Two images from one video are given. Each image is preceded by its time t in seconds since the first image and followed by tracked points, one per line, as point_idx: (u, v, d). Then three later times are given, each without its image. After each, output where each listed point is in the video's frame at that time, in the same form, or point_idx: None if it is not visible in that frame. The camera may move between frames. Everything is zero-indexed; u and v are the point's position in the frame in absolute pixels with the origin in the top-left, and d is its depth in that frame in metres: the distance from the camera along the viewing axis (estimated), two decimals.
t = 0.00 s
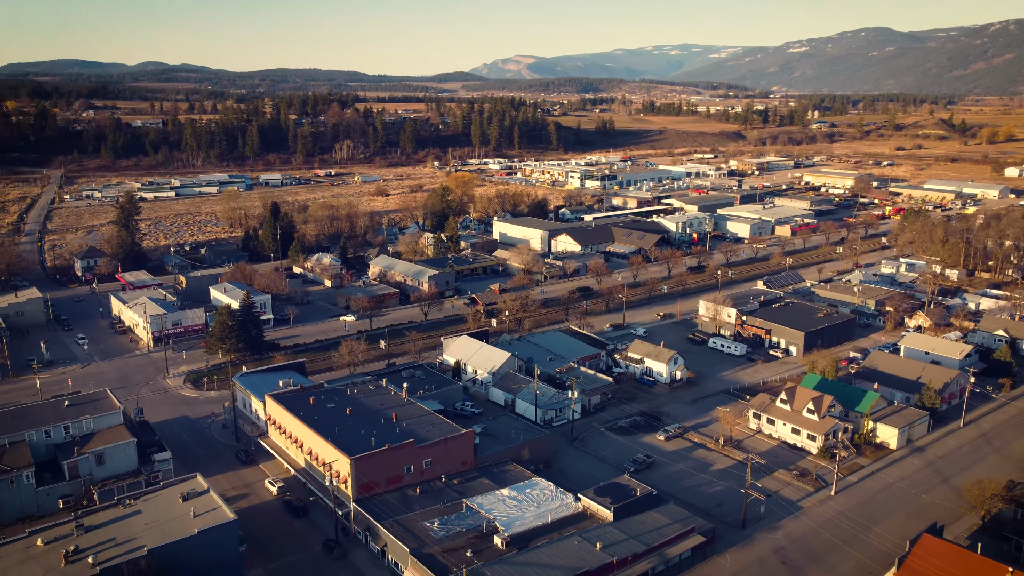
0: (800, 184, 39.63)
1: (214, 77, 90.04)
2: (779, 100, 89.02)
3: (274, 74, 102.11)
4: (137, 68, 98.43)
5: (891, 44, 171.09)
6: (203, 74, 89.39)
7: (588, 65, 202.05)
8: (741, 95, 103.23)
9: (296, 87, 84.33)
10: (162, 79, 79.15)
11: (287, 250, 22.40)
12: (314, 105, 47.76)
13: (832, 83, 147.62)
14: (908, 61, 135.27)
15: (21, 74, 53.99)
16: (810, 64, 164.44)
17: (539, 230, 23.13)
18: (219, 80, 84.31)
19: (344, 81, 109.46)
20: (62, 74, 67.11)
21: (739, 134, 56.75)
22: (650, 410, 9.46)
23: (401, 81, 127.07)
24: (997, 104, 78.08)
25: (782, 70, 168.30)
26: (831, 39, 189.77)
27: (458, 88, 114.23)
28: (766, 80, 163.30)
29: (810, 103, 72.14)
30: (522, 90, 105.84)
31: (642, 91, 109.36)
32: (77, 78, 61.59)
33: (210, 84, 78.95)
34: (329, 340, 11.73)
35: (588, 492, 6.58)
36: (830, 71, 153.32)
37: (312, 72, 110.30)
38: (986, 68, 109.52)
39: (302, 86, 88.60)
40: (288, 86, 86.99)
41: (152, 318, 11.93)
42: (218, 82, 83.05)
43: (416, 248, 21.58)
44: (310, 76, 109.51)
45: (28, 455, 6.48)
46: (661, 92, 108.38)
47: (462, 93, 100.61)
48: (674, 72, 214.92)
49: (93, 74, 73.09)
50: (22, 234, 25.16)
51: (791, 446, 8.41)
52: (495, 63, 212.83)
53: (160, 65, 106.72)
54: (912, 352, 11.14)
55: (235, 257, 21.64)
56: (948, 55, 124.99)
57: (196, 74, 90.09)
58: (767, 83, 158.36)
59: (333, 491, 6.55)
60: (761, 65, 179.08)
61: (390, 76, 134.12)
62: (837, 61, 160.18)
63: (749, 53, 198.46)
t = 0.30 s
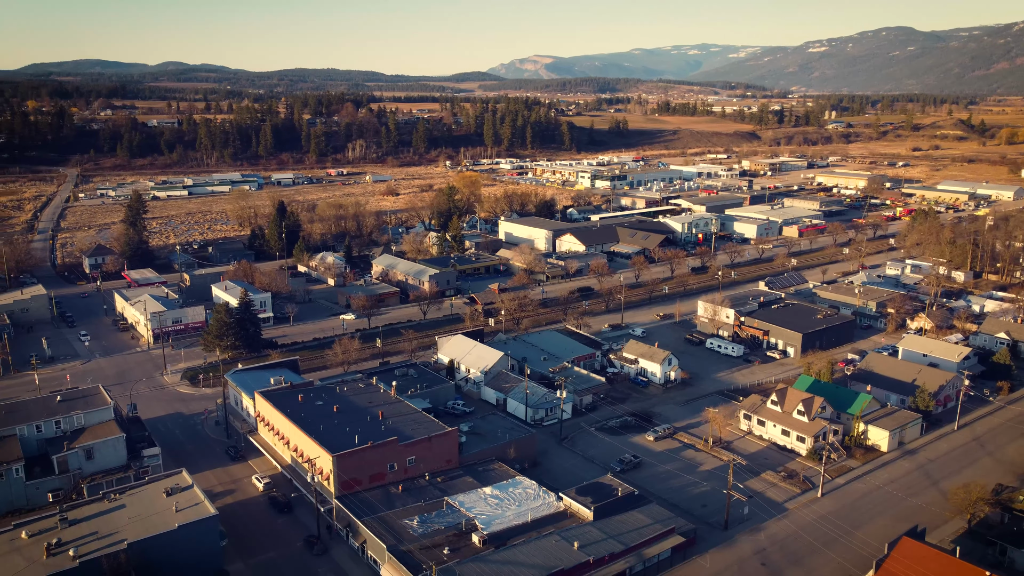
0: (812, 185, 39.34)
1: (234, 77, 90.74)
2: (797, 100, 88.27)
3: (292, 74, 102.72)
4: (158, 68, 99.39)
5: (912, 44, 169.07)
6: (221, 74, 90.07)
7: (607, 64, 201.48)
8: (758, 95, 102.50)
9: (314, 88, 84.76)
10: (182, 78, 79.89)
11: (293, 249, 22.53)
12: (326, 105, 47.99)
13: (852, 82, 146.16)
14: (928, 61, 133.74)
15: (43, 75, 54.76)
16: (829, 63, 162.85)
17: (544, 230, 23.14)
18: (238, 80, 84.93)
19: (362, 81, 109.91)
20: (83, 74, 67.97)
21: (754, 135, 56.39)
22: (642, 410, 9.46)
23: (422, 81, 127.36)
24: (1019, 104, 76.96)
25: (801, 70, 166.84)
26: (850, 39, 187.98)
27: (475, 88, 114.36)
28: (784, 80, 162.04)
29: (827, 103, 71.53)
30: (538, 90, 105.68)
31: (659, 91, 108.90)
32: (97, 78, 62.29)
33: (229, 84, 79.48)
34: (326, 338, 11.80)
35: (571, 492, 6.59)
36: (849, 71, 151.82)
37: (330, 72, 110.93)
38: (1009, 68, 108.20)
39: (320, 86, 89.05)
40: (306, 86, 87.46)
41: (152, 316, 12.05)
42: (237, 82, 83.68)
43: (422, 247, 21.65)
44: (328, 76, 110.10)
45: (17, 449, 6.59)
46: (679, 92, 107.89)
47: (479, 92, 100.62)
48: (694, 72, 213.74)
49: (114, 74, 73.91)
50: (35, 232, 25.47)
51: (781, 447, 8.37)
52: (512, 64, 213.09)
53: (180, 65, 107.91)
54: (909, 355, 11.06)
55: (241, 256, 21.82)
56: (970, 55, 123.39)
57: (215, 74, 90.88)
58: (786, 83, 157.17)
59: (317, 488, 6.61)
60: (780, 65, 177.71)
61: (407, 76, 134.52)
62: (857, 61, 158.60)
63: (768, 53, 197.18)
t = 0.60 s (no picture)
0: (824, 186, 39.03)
1: (253, 77, 91.43)
2: (815, 100, 87.48)
3: (311, 74, 103.34)
4: (181, 68, 100.18)
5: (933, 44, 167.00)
6: (240, 74, 90.80)
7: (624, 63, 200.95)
8: (776, 96, 101.70)
9: (331, 88, 85.18)
10: (201, 79, 80.58)
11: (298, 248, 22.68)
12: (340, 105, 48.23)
13: (871, 82, 144.67)
14: (948, 60, 132.10)
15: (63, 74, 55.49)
16: (848, 63, 161.30)
17: (549, 230, 23.15)
18: (257, 81, 85.56)
19: (379, 81, 110.34)
20: (104, 74, 68.79)
21: (769, 135, 56.00)
22: (633, 411, 9.46)
23: (439, 81, 127.72)
24: None
25: (820, 70, 165.31)
26: (869, 38, 186.10)
27: (491, 88, 114.43)
28: (803, 79, 160.70)
29: (845, 103, 70.87)
30: (555, 90, 105.54)
31: (676, 91, 108.40)
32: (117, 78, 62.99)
33: (247, 84, 80.10)
34: (323, 337, 11.88)
35: (553, 491, 6.61)
36: (870, 71, 150.24)
37: (348, 73, 111.50)
38: None
39: (338, 87, 89.51)
40: (324, 86, 87.93)
41: (153, 313, 12.17)
42: (255, 82, 84.32)
43: (427, 247, 21.74)
44: (347, 76, 110.68)
45: (9, 444, 6.71)
46: (696, 92, 107.41)
47: (495, 92, 100.66)
48: (711, 71, 212.60)
49: (134, 74, 74.71)
50: (48, 230, 25.79)
51: (771, 449, 8.34)
52: (529, 63, 213.16)
53: (202, 65, 109.05)
54: (907, 357, 10.98)
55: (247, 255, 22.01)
56: (992, 54, 121.72)
57: (235, 74, 91.66)
58: (805, 84, 155.91)
59: (302, 485, 6.68)
60: (798, 65, 176.28)
61: (424, 76, 134.93)
62: (877, 61, 156.96)
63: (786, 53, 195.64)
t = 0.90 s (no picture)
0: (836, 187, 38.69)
1: (272, 77, 92.15)
2: (835, 100, 86.62)
3: (330, 74, 103.94)
4: (202, 68, 101.20)
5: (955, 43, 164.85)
6: (260, 74, 91.52)
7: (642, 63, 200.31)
8: (795, 96, 100.86)
9: (349, 88, 85.62)
10: (220, 78, 81.29)
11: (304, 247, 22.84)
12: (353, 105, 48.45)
13: (891, 81, 143.06)
14: (970, 60, 130.38)
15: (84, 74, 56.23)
16: (868, 63, 159.75)
17: (554, 230, 23.14)
18: (276, 81, 86.18)
19: (397, 81, 110.75)
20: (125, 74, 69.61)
21: (784, 136, 55.58)
22: (625, 411, 9.46)
23: (457, 81, 128.06)
24: None
25: (839, 70, 163.82)
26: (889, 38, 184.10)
27: (508, 88, 114.49)
28: (823, 79, 159.31)
29: (864, 104, 70.15)
30: (572, 90, 105.37)
31: (694, 91, 107.84)
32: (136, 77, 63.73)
33: (266, 84, 80.70)
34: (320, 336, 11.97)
35: (536, 490, 6.63)
36: (890, 71, 148.59)
37: (366, 73, 112.07)
38: None
39: (357, 87, 89.98)
40: (342, 86, 88.40)
41: (153, 311, 12.31)
42: (274, 82, 84.98)
43: (432, 246, 21.81)
44: (365, 76, 111.24)
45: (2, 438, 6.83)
46: (713, 92, 106.84)
47: (512, 92, 100.69)
48: (728, 71, 211.38)
49: (155, 74, 75.55)
50: (62, 228, 26.14)
51: (760, 450, 8.32)
52: (546, 63, 213.24)
53: (224, 66, 110.10)
54: (905, 359, 10.89)
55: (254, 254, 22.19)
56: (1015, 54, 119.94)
57: (255, 74, 92.46)
58: (824, 84, 154.61)
59: (287, 482, 6.76)
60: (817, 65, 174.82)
61: (441, 77, 135.31)
62: (897, 61, 155.25)
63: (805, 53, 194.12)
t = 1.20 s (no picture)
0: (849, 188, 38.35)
1: (290, 77, 92.73)
2: (854, 100, 85.77)
3: (347, 74, 104.41)
4: (222, 68, 102.04)
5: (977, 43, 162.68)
6: (277, 74, 92.05)
7: (659, 63, 199.65)
8: (813, 96, 99.96)
9: (365, 89, 85.96)
10: (237, 78, 81.83)
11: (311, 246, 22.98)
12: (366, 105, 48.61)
13: (912, 81, 141.46)
14: (993, 60, 128.56)
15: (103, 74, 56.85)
16: (888, 63, 158.14)
17: (560, 230, 23.14)
18: (293, 81, 86.65)
19: (414, 81, 110.99)
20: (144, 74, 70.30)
21: (799, 136, 55.15)
22: (616, 411, 9.47)
23: (473, 81, 128.17)
24: None
25: (859, 70, 162.22)
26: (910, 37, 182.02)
27: (525, 88, 114.38)
28: (842, 80, 157.94)
29: (882, 104, 69.41)
30: (589, 91, 105.11)
31: (711, 91, 107.16)
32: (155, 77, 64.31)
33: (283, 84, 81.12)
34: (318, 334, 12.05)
35: (518, 489, 6.66)
36: (910, 70, 146.92)
37: (382, 73, 112.46)
38: None
39: (373, 87, 90.25)
40: (359, 86, 88.77)
41: (154, 308, 12.47)
42: (292, 82, 85.48)
43: (437, 246, 21.88)
44: (382, 76, 111.57)
45: None
46: (730, 92, 106.10)
47: (529, 92, 100.62)
48: (745, 71, 210.05)
49: (173, 74, 76.20)
50: (75, 226, 26.46)
51: (750, 452, 8.29)
52: (563, 63, 213.04)
53: (245, 66, 111.01)
54: (902, 362, 10.81)
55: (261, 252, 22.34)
56: None
57: (273, 74, 93.06)
58: (842, 84, 153.18)
59: (273, 479, 6.83)
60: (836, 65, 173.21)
61: (458, 76, 135.46)
62: (918, 61, 153.44)
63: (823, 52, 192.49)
